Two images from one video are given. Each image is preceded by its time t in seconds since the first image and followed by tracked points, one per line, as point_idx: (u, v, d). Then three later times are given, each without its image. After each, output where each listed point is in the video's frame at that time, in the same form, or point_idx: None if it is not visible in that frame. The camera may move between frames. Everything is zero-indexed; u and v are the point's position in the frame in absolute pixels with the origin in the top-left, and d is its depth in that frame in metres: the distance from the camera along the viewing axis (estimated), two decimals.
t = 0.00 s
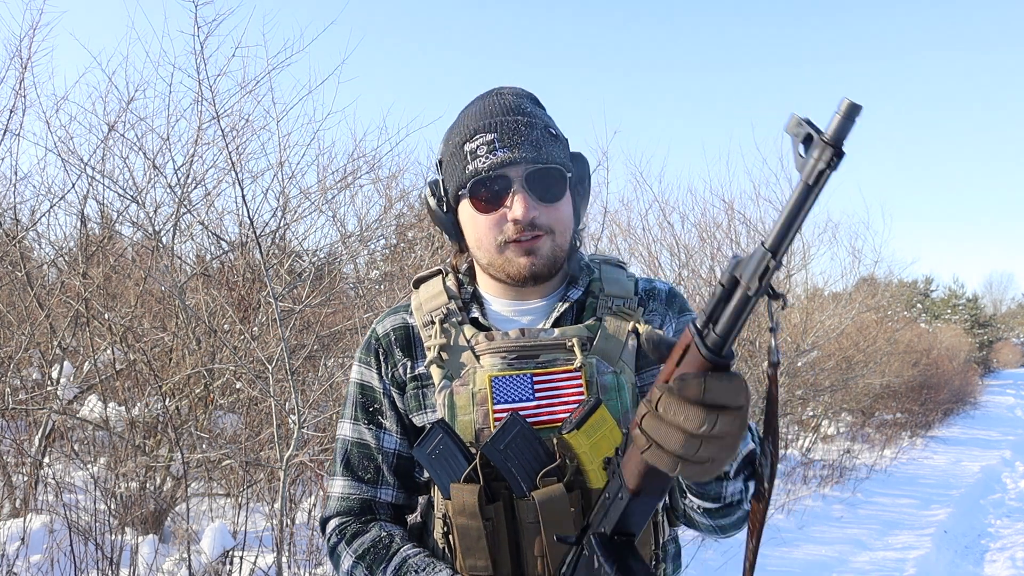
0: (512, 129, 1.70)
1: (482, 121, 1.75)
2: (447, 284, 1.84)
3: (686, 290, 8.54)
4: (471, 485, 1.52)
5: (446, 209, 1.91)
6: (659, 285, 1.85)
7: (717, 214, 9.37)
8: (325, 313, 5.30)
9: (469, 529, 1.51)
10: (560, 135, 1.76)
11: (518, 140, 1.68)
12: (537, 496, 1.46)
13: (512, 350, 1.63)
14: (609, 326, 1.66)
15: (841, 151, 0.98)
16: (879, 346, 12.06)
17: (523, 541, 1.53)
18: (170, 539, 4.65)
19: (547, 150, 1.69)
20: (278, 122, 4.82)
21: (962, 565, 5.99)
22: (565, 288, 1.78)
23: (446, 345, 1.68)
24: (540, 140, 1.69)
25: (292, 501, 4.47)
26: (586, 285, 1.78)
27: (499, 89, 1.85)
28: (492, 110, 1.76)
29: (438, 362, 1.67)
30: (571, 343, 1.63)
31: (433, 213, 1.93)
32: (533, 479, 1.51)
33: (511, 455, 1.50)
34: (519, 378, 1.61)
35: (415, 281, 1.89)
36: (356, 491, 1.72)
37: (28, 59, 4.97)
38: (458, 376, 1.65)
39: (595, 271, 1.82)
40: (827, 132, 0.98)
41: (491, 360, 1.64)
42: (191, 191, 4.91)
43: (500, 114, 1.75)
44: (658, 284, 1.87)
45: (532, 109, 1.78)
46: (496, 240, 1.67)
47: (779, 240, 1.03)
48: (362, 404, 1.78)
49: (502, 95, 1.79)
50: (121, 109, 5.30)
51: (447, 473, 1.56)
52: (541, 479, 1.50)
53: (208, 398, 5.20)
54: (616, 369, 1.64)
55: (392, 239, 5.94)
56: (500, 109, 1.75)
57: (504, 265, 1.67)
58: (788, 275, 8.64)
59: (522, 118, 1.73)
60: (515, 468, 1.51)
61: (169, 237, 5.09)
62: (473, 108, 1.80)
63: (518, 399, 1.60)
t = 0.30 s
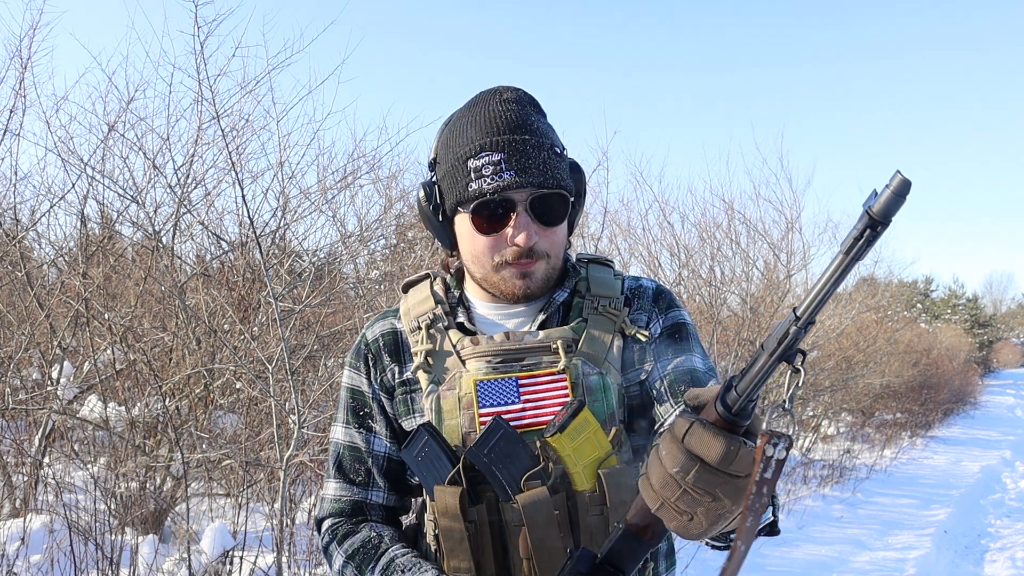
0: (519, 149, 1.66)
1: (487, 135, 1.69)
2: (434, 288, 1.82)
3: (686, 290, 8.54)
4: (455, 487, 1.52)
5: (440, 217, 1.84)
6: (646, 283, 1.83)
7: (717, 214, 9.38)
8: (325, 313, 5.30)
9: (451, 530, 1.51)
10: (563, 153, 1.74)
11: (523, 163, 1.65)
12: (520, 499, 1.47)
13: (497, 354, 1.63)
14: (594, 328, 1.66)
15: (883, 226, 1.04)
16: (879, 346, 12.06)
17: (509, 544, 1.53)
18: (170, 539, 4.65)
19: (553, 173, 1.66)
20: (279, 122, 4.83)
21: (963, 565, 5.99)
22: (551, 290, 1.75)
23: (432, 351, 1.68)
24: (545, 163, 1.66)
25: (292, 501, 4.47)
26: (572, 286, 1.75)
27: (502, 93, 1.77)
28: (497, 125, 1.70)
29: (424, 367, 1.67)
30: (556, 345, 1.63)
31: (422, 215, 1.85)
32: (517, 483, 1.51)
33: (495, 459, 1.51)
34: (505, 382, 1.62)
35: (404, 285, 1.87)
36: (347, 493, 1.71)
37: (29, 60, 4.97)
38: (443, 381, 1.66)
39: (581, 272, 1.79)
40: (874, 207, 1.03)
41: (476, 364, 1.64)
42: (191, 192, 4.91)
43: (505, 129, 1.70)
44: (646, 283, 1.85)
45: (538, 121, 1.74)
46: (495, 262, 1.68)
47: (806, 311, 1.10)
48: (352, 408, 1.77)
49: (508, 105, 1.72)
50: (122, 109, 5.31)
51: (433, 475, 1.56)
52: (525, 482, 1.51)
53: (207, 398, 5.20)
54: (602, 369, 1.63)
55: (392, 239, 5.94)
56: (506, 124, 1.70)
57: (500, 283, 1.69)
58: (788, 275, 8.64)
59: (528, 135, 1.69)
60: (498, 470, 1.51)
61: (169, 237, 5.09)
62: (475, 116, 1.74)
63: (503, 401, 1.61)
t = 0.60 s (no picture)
0: (513, 153, 1.66)
1: (480, 139, 1.69)
2: (428, 289, 1.82)
3: (686, 290, 8.54)
4: (451, 489, 1.52)
5: (433, 220, 1.84)
6: (639, 282, 1.83)
7: (717, 214, 9.39)
8: (325, 313, 5.31)
9: (448, 532, 1.51)
10: (556, 156, 1.74)
11: (516, 167, 1.65)
12: (516, 500, 1.46)
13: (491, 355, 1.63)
14: (588, 328, 1.66)
15: (884, 234, 1.05)
16: (879, 346, 12.07)
17: (505, 544, 1.53)
18: (170, 539, 4.64)
19: (546, 178, 1.66)
20: (279, 122, 4.84)
21: (962, 565, 5.99)
22: (545, 291, 1.74)
23: (426, 352, 1.68)
24: (539, 167, 1.67)
25: (292, 501, 4.47)
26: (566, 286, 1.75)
27: (496, 95, 1.77)
28: (490, 129, 1.70)
29: (419, 369, 1.67)
30: (550, 346, 1.63)
31: (414, 217, 1.85)
32: (513, 483, 1.51)
33: (489, 460, 1.50)
34: (498, 383, 1.62)
35: (398, 286, 1.87)
36: (344, 496, 1.71)
37: (29, 60, 4.97)
38: (438, 382, 1.66)
39: (575, 271, 1.79)
40: (875, 215, 1.05)
41: (470, 365, 1.64)
42: (191, 191, 4.91)
43: (498, 133, 1.70)
44: (639, 281, 1.86)
45: (531, 124, 1.74)
46: (488, 266, 1.67)
47: (806, 318, 1.13)
48: (347, 411, 1.76)
49: (502, 107, 1.72)
50: (122, 109, 5.32)
51: (428, 477, 1.57)
52: (521, 483, 1.51)
53: (207, 398, 5.20)
54: (596, 369, 1.64)
55: (392, 239, 5.94)
56: (499, 127, 1.70)
57: (493, 286, 1.69)
58: (788, 275, 8.64)
59: (521, 139, 1.69)
60: (493, 471, 1.51)
61: (169, 237, 5.09)
62: (468, 119, 1.74)
63: (497, 403, 1.60)
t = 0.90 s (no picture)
0: (514, 154, 1.66)
1: (481, 139, 1.69)
2: (426, 289, 1.82)
3: (686, 290, 8.54)
4: (451, 490, 1.51)
5: (433, 220, 1.84)
6: (637, 281, 1.83)
7: (717, 215, 9.40)
8: (325, 313, 5.31)
9: (449, 533, 1.50)
10: (556, 157, 1.74)
11: (517, 167, 1.65)
12: (516, 502, 1.46)
13: (490, 356, 1.63)
14: (588, 329, 1.66)
15: (905, 249, 1.10)
16: (879, 346, 12.07)
17: (506, 545, 1.53)
18: (170, 539, 4.64)
19: (548, 178, 1.66)
20: (278, 122, 4.85)
21: (963, 565, 5.99)
22: (544, 291, 1.74)
23: (425, 353, 1.68)
24: (540, 167, 1.67)
25: (292, 501, 4.47)
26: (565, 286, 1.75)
27: (495, 95, 1.77)
28: (490, 130, 1.70)
29: (418, 370, 1.67)
30: (549, 347, 1.63)
31: (413, 217, 1.85)
32: (513, 484, 1.51)
33: (490, 462, 1.50)
34: (498, 384, 1.62)
35: (397, 287, 1.87)
36: (343, 497, 1.71)
37: (29, 60, 4.97)
38: (437, 384, 1.66)
39: (574, 271, 1.79)
40: (896, 230, 1.10)
41: (469, 366, 1.64)
42: (191, 191, 4.91)
43: (498, 133, 1.70)
44: (637, 280, 1.86)
45: (531, 124, 1.74)
46: (489, 268, 1.67)
47: (823, 331, 1.18)
48: (346, 412, 1.76)
49: (502, 108, 1.72)
50: (122, 110, 5.32)
51: (428, 479, 1.56)
52: (521, 484, 1.50)
53: (207, 398, 5.19)
54: (595, 370, 1.64)
55: (392, 239, 5.94)
56: (500, 127, 1.70)
57: (493, 287, 1.69)
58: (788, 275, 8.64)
59: (522, 139, 1.69)
60: (495, 472, 1.51)
61: (169, 237, 5.09)
62: (468, 119, 1.73)
63: (497, 404, 1.61)
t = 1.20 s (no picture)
0: (520, 154, 1.66)
1: (488, 139, 1.69)
2: (428, 289, 1.81)
3: (686, 290, 8.53)
4: (456, 491, 1.51)
5: (437, 219, 1.83)
6: (639, 282, 1.83)
7: (717, 215, 9.40)
8: (325, 313, 5.31)
9: (453, 534, 1.50)
10: (562, 157, 1.74)
11: (524, 168, 1.65)
12: (522, 501, 1.46)
13: (494, 356, 1.63)
14: (590, 329, 1.67)
15: (923, 254, 1.12)
16: (879, 346, 12.06)
17: (510, 544, 1.53)
18: (170, 539, 4.65)
19: (553, 179, 1.67)
20: (278, 122, 4.86)
21: (962, 565, 5.99)
22: (547, 291, 1.74)
23: (428, 353, 1.68)
24: (547, 168, 1.67)
25: (292, 501, 4.47)
26: (567, 287, 1.75)
27: (501, 94, 1.77)
28: (497, 130, 1.70)
29: (421, 370, 1.67)
30: (552, 347, 1.63)
31: (417, 216, 1.84)
32: (517, 484, 1.52)
33: (494, 461, 1.50)
34: (501, 384, 1.62)
35: (397, 286, 1.86)
36: (345, 497, 1.71)
37: (29, 60, 4.98)
38: (440, 384, 1.65)
39: (576, 272, 1.79)
40: (915, 235, 1.12)
41: (473, 366, 1.64)
42: (191, 192, 4.91)
43: (504, 133, 1.70)
44: (638, 281, 1.86)
45: (537, 125, 1.74)
46: (494, 268, 1.67)
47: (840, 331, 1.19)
48: (348, 412, 1.76)
49: (508, 108, 1.72)
50: (122, 110, 5.33)
51: (432, 479, 1.56)
52: (526, 484, 1.51)
53: (207, 398, 5.19)
54: (598, 370, 1.64)
55: (392, 239, 5.95)
56: (506, 127, 1.70)
57: (497, 287, 1.69)
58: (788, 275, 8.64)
59: (529, 140, 1.69)
60: (501, 472, 1.50)
61: (169, 237, 5.09)
62: (474, 118, 1.73)
63: (500, 404, 1.61)
